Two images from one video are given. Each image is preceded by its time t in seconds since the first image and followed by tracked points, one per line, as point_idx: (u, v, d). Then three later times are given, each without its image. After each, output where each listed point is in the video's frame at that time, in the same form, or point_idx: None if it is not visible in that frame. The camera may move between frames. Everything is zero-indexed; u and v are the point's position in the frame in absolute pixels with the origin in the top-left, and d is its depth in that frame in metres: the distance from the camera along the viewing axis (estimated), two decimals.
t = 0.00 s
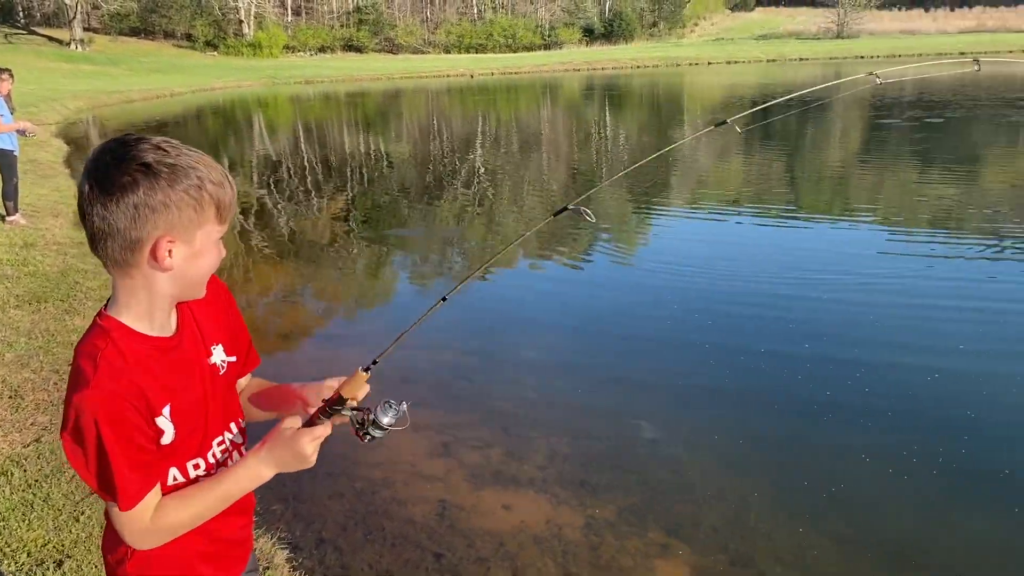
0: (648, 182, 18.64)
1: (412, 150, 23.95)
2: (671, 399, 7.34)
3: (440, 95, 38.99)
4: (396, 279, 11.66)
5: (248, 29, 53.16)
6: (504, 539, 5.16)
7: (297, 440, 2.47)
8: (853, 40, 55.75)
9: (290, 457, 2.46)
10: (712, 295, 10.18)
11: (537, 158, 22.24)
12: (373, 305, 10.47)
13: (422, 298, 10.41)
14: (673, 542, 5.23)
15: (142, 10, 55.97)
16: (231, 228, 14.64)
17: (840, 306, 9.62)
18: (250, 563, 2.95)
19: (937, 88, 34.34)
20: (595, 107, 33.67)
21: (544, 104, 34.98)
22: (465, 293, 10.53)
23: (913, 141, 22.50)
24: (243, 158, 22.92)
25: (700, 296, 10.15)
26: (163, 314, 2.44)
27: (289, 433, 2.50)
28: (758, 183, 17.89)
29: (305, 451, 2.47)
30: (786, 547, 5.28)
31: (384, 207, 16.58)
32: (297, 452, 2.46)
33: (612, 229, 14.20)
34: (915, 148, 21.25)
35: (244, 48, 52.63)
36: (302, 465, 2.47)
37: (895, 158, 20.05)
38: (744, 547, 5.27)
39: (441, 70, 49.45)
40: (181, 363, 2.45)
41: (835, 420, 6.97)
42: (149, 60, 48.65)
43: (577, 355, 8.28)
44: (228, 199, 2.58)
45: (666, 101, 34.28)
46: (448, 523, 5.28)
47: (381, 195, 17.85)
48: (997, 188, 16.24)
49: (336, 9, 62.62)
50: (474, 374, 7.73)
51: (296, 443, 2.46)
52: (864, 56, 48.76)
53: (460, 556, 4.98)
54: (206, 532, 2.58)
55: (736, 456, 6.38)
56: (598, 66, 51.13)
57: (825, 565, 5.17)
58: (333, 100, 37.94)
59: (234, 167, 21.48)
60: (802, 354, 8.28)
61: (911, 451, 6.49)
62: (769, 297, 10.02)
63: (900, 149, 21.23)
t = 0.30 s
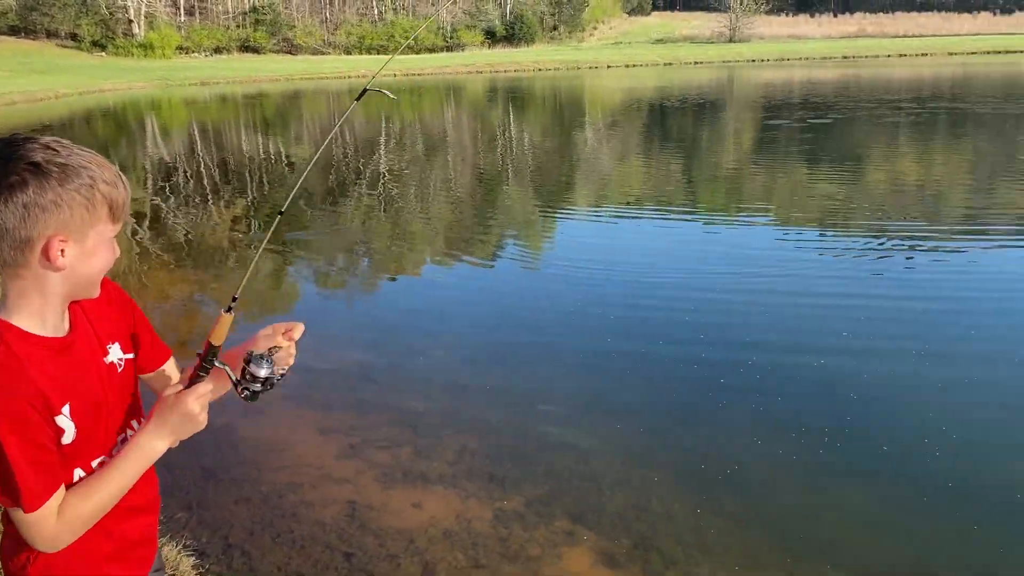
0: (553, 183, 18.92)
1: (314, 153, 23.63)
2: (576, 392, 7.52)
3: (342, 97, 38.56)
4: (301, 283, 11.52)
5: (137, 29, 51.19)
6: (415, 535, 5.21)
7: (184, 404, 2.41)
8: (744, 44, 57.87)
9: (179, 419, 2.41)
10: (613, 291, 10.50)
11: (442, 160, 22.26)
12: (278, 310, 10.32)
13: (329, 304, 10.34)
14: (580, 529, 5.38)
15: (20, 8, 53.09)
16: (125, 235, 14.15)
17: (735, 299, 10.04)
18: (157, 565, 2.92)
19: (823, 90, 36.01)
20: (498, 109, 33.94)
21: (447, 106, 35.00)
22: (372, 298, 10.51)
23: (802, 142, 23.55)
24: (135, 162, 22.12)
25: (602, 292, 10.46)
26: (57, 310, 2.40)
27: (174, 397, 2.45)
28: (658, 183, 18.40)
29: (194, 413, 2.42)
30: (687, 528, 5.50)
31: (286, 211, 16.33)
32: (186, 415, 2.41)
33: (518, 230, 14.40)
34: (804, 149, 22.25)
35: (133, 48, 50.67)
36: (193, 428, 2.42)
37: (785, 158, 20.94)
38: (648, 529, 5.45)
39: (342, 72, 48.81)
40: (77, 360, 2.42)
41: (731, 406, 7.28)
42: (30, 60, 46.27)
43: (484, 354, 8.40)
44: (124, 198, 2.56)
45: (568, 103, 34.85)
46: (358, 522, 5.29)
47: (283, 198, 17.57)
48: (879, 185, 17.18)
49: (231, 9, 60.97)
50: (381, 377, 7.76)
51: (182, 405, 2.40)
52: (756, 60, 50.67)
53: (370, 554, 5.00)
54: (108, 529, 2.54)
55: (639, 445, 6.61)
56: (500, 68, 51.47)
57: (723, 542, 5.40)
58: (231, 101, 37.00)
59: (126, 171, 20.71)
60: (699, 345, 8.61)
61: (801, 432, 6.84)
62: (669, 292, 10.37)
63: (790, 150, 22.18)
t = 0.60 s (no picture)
0: (460, 185, 18.97)
1: (214, 156, 23.06)
2: (482, 390, 7.62)
3: (242, 99, 37.68)
4: (203, 289, 11.26)
5: (20, 28, 48.71)
6: (320, 535, 5.20)
7: (69, 408, 2.35)
8: (645, 48, 59.24)
9: (62, 424, 2.34)
10: (520, 290, 10.67)
11: (347, 163, 22.02)
12: (178, 317, 10.06)
13: (231, 310, 10.16)
14: (486, 522, 5.45)
15: None
16: (12, 244, 13.51)
17: (635, 295, 10.33)
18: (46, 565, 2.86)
19: (721, 93, 37.20)
20: (404, 110, 33.79)
21: (352, 108, 34.63)
22: (276, 303, 10.38)
23: (702, 142, 24.28)
24: (21, 167, 21.12)
25: (510, 291, 10.62)
26: None
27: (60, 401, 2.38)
28: (563, 184, 18.68)
29: (80, 419, 2.36)
30: (590, 516, 5.63)
31: (186, 216, 15.90)
32: (70, 420, 2.34)
33: (426, 231, 14.42)
34: (704, 149, 22.96)
35: (16, 48, 48.20)
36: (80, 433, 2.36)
37: (687, 158, 21.56)
38: (552, 519, 5.56)
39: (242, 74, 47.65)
40: None
41: (631, 397, 7.51)
42: None
43: (390, 357, 8.42)
44: None
45: (474, 104, 34.96)
46: (261, 526, 5.25)
47: (182, 203, 17.09)
48: (774, 184, 17.88)
49: (122, 9, 58.71)
50: (285, 382, 7.69)
51: (65, 410, 2.33)
52: (656, 63, 51.88)
53: (274, 556, 4.99)
54: None
55: (544, 438, 6.74)
56: (405, 70, 51.15)
57: (625, 527, 5.56)
58: (125, 104, 35.69)
59: (11, 177, 19.76)
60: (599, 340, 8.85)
61: (695, 419, 7.11)
62: (572, 290, 10.59)
63: (691, 150, 22.84)
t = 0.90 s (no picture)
0: (387, 189, 18.92)
1: (132, 162, 22.50)
2: (406, 394, 7.69)
3: (160, 103, 36.76)
4: (122, 298, 11.04)
5: None
6: (239, 543, 5.24)
7: None
8: (570, 53, 59.91)
9: None
10: (445, 293, 10.79)
11: (271, 167, 21.72)
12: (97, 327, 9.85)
13: (151, 319, 9.99)
14: (408, 523, 5.51)
15: None
16: None
17: (559, 297, 10.52)
18: None
19: (644, 97, 37.90)
20: (329, 114, 33.49)
21: (275, 111, 34.16)
22: (198, 310, 10.25)
23: (626, 146, 24.71)
24: None
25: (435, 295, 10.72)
26: None
27: None
28: (490, 188, 18.81)
29: None
30: (510, 512, 5.75)
31: (102, 224, 15.50)
32: None
33: (353, 236, 14.38)
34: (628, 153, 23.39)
35: None
36: None
37: (611, 162, 21.93)
38: (473, 517, 5.65)
39: (160, 77, 46.49)
40: None
41: (551, 396, 7.67)
42: None
43: (314, 363, 8.43)
44: None
45: (400, 108, 34.87)
46: (179, 536, 5.28)
47: (99, 210, 16.65)
48: (696, 187, 18.36)
49: (29, 10, 56.52)
50: (206, 391, 7.64)
51: None
52: (580, 67, 52.56)
53: (192, 566, 5.03)
54: None
55: (467, 438, 6.84)
56: (329, 73, 50.62)
57: (545, 522, 5.69)
58: (36, 108, 34.45)
59: None
60: (522, 342, 9.00)
61: (612, 415, 7.31)
62: (497, 293, 10.73)
63: (615, 153, 23.26)
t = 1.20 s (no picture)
0: (333, 191, 18.83)
1: (69, 165, 21.97)
2: (351, 396, 7.70)
3: (98, 103, 35.91)
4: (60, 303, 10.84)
5: None
6: (179, 546, 5.22)
7: None
8: (517, 53, 60.07)
9: None
10: (391, 294, 10.85)
11: (214, 169, 21.41)
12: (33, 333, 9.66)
13: (90, 324, 9.83)
14: (350, 522, 5.54)
15: None
16: None
17: (504, 298, 10.61)
18: None
19: (591, 97, 38.19)
20: (273, 115, 33.10)
21: (218, 112, 33.63)
22: (138, 315, 10.13)
23: (574, 146, 24.90)
24: None
25: (380, 296, 10.78)
26: None
27: None
28: (438, 189, 18.82)
29: None
30: (452, 509, 5.83)
31: (39, 228, 15.14)
32: None
33: (298, 238, 14.32)
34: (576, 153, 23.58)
35: None
36: None
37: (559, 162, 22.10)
38: (415, 514, 5.72)
39: (97, 77, 45.35)
40: None
41: (495, 396, 7.76)
42: None
43: (257, 366, 8.41)
44: None
45: (346, 108, 34.62)
46: (117, 541, 5.24)
47: (35, 215, 16.25)
48: (642, 187, 18.60)
49: None
50: (146, 395, 7.57)
51: None
52: (526, 68, 52.74)
53: (131, 570, 5.00)
54: None
55: (411, 437, 6.91)
56: (273, 73, 49.93)
57: (486, 518, 5.76)
58: None
59: None
60: (466, 343, 9.06)
61: (553, 412, 7.42)
62: (443, 294, 10.79)
63: (562, 154, 23.46)
